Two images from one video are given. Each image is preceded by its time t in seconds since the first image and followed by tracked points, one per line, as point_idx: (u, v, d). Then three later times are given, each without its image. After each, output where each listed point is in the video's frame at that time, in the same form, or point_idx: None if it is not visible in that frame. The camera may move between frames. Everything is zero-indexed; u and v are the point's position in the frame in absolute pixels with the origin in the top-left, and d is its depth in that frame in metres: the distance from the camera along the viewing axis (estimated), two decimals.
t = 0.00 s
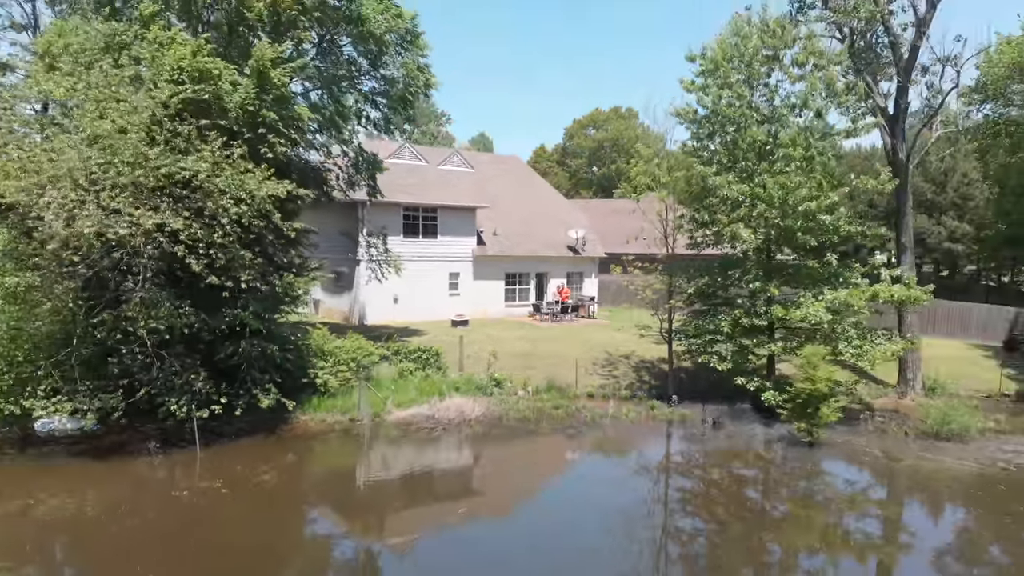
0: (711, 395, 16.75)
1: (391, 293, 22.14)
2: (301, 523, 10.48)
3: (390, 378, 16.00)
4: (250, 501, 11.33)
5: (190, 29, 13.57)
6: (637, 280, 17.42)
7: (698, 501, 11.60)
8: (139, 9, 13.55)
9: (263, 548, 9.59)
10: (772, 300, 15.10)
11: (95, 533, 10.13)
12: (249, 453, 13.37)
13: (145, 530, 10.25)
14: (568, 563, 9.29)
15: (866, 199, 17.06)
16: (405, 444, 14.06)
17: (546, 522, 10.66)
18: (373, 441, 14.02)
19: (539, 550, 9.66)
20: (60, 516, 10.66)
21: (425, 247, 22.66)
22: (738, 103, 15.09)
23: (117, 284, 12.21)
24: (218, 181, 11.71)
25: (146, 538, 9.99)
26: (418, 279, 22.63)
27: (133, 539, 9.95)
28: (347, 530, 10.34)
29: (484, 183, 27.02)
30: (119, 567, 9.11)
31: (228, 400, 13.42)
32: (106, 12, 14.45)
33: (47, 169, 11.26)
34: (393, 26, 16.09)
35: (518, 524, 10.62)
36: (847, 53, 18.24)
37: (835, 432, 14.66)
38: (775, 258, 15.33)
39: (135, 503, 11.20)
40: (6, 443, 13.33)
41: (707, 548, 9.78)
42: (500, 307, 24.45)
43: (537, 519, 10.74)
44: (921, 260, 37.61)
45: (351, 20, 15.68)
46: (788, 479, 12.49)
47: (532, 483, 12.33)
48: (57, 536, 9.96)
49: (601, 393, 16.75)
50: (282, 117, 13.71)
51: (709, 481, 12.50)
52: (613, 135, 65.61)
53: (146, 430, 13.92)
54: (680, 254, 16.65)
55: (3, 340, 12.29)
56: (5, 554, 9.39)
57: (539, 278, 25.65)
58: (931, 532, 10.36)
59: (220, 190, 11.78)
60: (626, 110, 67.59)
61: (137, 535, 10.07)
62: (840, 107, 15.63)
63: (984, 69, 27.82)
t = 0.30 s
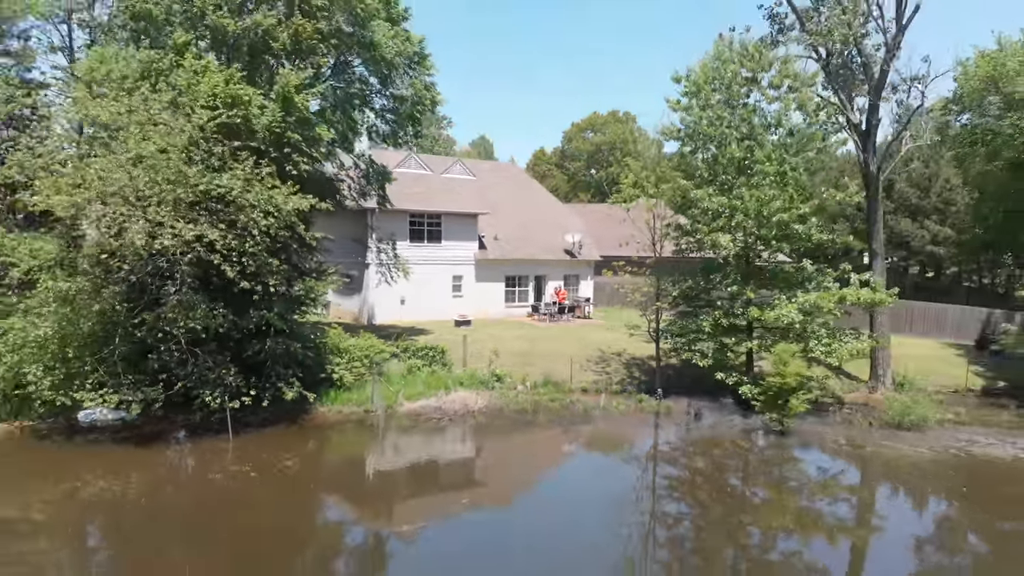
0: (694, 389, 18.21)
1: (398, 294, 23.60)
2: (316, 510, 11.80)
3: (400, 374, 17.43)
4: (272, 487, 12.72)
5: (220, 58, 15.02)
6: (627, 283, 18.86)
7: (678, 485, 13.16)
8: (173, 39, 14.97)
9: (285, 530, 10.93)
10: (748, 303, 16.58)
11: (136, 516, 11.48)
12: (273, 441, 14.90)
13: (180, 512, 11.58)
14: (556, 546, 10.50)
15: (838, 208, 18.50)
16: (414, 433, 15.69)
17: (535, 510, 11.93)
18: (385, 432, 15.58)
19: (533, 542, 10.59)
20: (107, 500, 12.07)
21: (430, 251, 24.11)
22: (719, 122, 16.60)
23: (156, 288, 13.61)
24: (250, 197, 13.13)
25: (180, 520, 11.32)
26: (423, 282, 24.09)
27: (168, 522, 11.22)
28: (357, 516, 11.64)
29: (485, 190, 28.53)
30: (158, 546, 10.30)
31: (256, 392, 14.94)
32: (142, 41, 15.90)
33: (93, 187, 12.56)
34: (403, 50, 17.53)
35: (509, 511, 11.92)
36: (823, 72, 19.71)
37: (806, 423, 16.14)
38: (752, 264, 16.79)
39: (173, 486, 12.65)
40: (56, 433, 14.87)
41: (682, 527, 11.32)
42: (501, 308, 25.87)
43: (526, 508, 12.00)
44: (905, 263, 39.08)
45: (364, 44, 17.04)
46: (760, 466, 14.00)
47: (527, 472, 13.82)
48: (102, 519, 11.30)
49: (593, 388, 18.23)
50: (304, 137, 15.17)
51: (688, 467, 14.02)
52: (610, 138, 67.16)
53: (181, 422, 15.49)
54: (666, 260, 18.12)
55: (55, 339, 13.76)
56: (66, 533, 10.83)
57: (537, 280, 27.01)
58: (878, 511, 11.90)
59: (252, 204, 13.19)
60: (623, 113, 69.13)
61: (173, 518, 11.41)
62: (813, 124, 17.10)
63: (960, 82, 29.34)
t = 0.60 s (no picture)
0: (680, 385, 19.75)
1: (404, 296, 25.06)
2: (332, 497, 13.15)
3: (409, 370, 18.99)
4: (291, 475, 14.15)
5: (246, 82, 16.62)
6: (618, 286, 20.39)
7: (660, 471, 14.70)
8: (203, 66, 16.52)
9: (305, 522, 11.94)
10: (728, 305, 18.11)
11: (169, 502, 12.78)
12: (294, 431, 16.50)
13: (209, 499, 12.85)
14: (556, 541, 11.33)
15: (814, 217, 20.00)
16: (423, 430, 17.05)
17: (534, 504, 12.90)
18: (394, 425, 17.12)
19: (534, 540, 11.37)
20: (144, 485, 13.54)
21: (434, 255, 25.54)
22: (702, 138, 18.18)
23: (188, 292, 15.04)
24: (275, 210, 14.63)
25: (209, 508, 12.48)
26: (428, 284, 25.54)
27: (198, 511, 12.37)
28: (367, 504, 12.96)
29: (486, 197, 30.06)
30: (191, 537, 11.28)
31: (279, 386, 16.55)
32: (174, 66, 17.51)
33: (135, 201, 14.02)
34: (411, 71, 19.01)
35: (509, 502, 13.01)
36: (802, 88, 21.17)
37: (779, 415, 17.68)
38: (732, 270, 18.35)
39: (201, 473, 14.11)
40: (98, 423, 16.56)
41: (660, 506, 12.90)
42: (501, 308, 27.33)
43: (526, 501, 12.99)
44: (892, 264, 40.58)
45: (373, 64, 18.41)
46: (735, 454, 15.54)
47: (523, 459, 15.40)
48: (138, 506, 12.51)
49: (586, 383, 19.77)
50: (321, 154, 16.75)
51: (670, 455, 15.58)
52: (608, 142, 68.97)
53: (210, 413, 17.10)
54: (654, 265, 19.64)
55: (98, 337, 15.32)
56: (115, 513, 12.30)
57: (536, 282, 28.45)
58: (836, 494, 13.46)
59: (277, 216, 14.71)
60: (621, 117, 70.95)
61: (204, 505, 12.64)
62: (788, 139, 18.59)
63: (939, 92, 30.87)
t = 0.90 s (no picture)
0: (667, 381, 21.29)
1: (410, 298, 26.54)
2: (348, 482, 14.69)
3: (416, 366, 20.69)
4: (311, 462, 15.68)
5: (267, 104, 18.18)
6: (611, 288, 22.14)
7: (644, 460, 16.27)
8: (227, 89, 18.10)
9: (318, 513, 13.00)
10: (709, 307, 19.67)
11: (199, 489, 14.13)
12: (312, 422, 18.12)
13: (234, 487, 14.19)
14: (549, 536, 12.28)
15: (793, 225, 21.46)
16: (433, 416, 19.08)
17: (530, 500, 13.98)
18: (403, 417, 18.82)
19: (530, 536, 12.27)
20: (178, 470, 15.09)
21: (438, 259, 27.03)
22: (686, 154, 19.73)
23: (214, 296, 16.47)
24: (296, 221, 16.19)
25: (233, 497, 13.75)
26: (432, 286, 27.03)
27: (224, 499, 13.64)
28: (380, 487, 14.50)
29: (488, 203, 31.63)
30: (215, 526, 12.34)
31: (298, 381, 18.17)
32: (199, 88, 19.11)
33: (169, 214, 15.52)
34: (417, 90, 20.47)
35: (507, 498, 14.14)
36: (783, 103, 22.57)
37: (756, 409, 19.23)
38: (715, 274, 19.95)
39: (230, 461, 15.66)
40: (131, 415, 18.21)
41: (643, 492, 14.42)
42: (501, 309, 28.80)
43: (522, 497, 14.09)
44: (879, 266, 41.98)
45: (382, 83, 19.85)
46: (712, 444, 17.10)
47: (519, 450, 16.97)
48: (173, 492, 13.94)
49: (579, 379, 21.38)
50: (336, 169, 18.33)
51: (654, 446, 17.13)
52: (606, 146, 70.57)
53: (233, 407, 18.69)
54: (643, 270, 21.28)
55: (133, 337, 16.86)
56: (155, 496, 13.79)
57: (535, 285, 29.90)
58: (814, 486, 14.74)
59: (297, 227, 16.26)
60: (619, 121, 72.53)
61: (229, 494, 13.92)
62: (768, 153, 20.05)
63: (919, 103, 32.29)
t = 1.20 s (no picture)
0: (656, 378, 22.88)
1: (414, 300, 28.08)
2: (362, 469, 16.27)
3: (422, 363, 22.35)
4: (327, 452, 17.22)
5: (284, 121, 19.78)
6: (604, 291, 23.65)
7: (632, 451, 17.81)
8: (249, 107, 19.82)
9: (335, 499, 14.40)
10: (694, 308, 21.25)
11: (228, 475, 15.66)
12: (327, 414, 19.75)
13: (259, 475, 15.71)
14: (543, 524, 13.43)
15: (773, 231, 23.02)
16: (436, 411, 20.58)
17: (528, 487, 15.45)
18: (411, 410, 20.49)
19: (529, 521, 13.59)
20: (207, 458, 16.65)
21: (441, 262, 28.54)
22: (673, 167, 21.32)
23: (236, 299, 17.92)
24: (314, 230, 17.76)
25: (259, 482, 15.29)
26: (435, 288, 28.55)
27: (251, 485, 15.16)
28: (391, 474, 16.05)
29: (488, 209, 33.19)
30: (245, 508, 13.81)
31: (315, 376, 19.79)
32: (221, 106, 20.69)
33: (199, 223, 17.04)
34: (423, 106, 22.04)
35: (506, 484, 15.62)
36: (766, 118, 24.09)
37: (737, 403, 20.81)
38: (699, 278, 21.50)
39: (252, 451, 17.20)
40: (160, 409, 19.78)
41: (629, 481, 15.90)
42: (501, 310, 30.32)
43: (521, 484, 15.56)
44: (865, 268, 43.57)
45: (391, 100, 21.49)
46: (694, 436, 18.65)
47: (518, 442, 18.51)
48: (204, 477, 15.48)
49: (574, 375, 22.99)
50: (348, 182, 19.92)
51: (642, 437, 18.72)
52: (604, 149, 72.26)
53: (253, 401, 20.25)
54: (633, 274, 22.85)
55: (164, 336, 18.37)
56: (188, 481, 15.30)
57: (533, 287, 31.43)
58: (795, 480, 15.86)
59: (315, 235, 17.83)
60: (617, 125, 74.13)
61: (248, 485, 15.17)
62: (750, 165, 21.57)
63: (901, 113, 33.85)
